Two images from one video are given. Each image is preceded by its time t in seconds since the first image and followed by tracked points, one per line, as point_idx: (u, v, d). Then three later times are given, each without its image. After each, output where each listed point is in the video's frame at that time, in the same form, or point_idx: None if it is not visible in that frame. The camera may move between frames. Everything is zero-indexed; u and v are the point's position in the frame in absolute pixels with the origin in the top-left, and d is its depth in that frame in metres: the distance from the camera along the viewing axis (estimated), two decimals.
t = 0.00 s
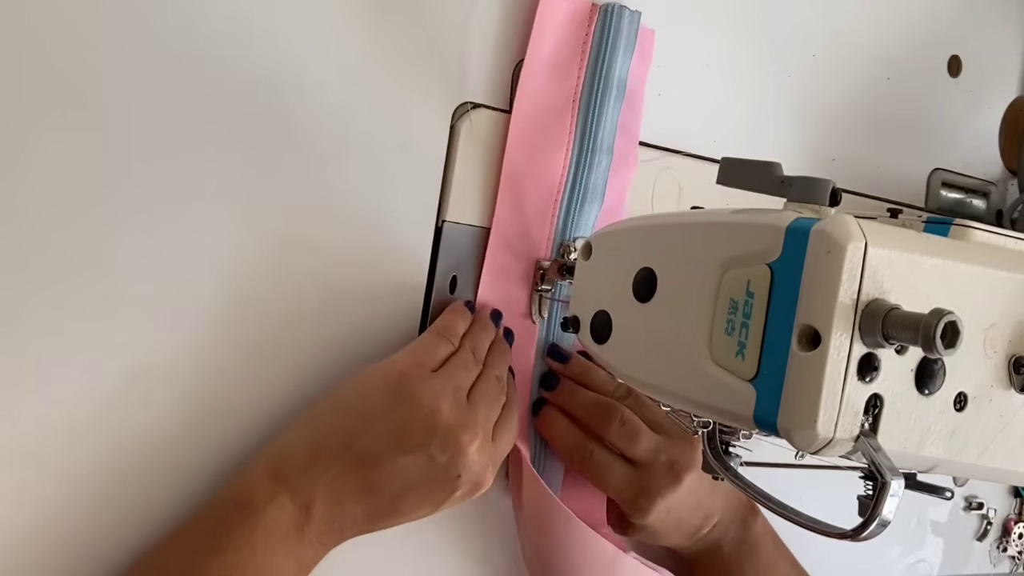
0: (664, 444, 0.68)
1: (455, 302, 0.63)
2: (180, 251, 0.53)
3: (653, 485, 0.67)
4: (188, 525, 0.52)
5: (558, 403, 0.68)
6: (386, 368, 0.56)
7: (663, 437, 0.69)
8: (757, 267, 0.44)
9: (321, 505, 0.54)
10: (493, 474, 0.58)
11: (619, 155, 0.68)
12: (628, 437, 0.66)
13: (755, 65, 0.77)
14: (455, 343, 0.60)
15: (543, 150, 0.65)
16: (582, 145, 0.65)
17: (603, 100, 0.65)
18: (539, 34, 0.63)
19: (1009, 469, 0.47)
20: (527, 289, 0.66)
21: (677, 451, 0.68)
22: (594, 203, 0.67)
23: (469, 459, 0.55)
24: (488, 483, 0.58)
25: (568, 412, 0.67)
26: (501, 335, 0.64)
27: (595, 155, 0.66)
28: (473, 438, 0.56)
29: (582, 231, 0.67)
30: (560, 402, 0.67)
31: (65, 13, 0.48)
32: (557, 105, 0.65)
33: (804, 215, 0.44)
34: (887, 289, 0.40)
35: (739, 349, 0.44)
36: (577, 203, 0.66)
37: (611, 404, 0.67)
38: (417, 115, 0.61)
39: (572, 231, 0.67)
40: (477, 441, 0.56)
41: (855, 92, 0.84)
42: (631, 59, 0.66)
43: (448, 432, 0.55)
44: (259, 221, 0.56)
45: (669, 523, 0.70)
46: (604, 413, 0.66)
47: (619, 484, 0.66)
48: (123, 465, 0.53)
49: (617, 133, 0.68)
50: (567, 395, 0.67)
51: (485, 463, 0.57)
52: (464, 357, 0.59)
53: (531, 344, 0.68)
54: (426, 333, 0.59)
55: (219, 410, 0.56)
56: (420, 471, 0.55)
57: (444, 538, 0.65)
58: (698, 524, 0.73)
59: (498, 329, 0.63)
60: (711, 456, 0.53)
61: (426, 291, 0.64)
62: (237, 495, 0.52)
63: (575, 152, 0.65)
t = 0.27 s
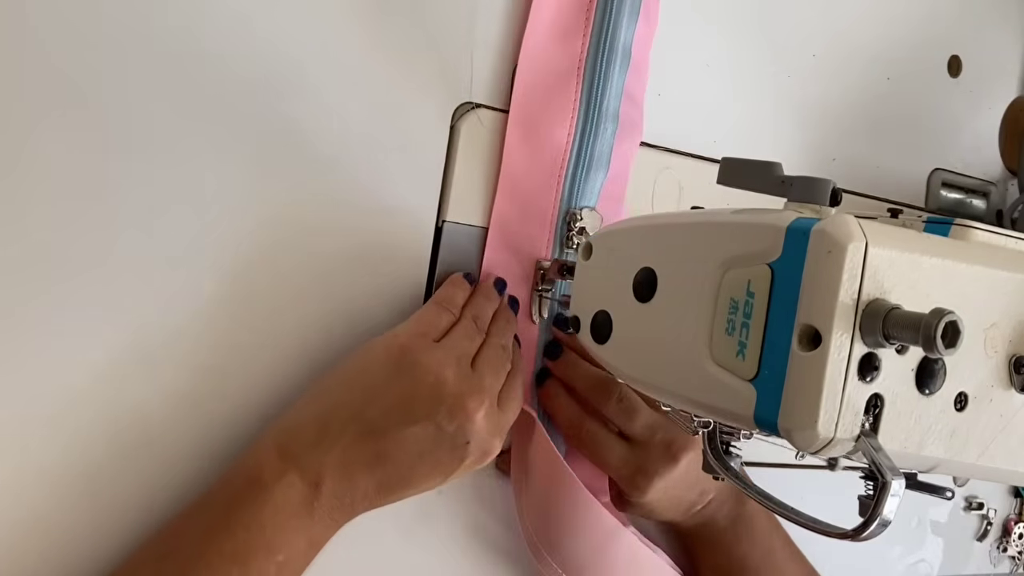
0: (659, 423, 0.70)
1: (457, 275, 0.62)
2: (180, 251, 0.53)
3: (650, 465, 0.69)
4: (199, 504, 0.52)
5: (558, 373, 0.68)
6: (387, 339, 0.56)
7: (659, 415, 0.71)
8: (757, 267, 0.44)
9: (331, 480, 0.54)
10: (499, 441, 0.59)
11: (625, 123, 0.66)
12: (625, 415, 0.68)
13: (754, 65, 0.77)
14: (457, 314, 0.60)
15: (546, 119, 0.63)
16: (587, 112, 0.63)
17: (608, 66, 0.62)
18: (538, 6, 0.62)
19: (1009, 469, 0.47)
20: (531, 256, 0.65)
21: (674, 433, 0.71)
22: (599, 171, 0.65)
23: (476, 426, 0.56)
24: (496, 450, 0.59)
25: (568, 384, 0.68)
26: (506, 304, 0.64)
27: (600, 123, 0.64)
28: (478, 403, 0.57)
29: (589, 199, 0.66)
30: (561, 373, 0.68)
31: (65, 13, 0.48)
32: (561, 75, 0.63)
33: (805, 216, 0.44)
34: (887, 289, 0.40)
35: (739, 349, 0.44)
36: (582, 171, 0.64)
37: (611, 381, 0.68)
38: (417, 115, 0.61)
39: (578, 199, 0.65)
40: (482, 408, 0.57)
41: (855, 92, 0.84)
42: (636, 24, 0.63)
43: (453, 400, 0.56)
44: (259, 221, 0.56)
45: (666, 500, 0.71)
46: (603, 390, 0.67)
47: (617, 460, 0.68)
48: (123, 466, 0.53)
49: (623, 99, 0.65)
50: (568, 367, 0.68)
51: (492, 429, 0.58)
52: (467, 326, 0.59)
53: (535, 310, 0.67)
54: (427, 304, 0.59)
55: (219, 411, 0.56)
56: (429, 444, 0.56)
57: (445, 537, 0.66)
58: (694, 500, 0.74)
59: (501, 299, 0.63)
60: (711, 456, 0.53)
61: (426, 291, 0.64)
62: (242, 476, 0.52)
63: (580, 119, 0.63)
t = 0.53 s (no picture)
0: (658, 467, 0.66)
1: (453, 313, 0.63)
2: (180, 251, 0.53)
3: (646, 510, 0.66)
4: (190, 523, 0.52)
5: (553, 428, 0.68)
6: (384, 377, 0.56)
7: (657, 460, 0.66)
8: (757, 267, 0.44)
9: (324, 506, 0.54)
10: (490, 483, 0.58)
11: (625, 124, 0.67)
12: (621, 460, 0.65)
13: (755, 65, 0.77)
14: (454, 352, 0.60)
15: (547, 120, 0.63)
16: (588, 117, 0.64)
17: (609, 70, 0.63)
18: (539, 7, 0.62)
19: (1009, 469, 0.47)
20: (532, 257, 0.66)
21: (674, 475, 0.66)
22: (599, 172, 0.66)
23: (466, 469, 0.55)
24: (486, 491, 0.58)
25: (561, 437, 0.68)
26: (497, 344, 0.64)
27: (601, 124, 0.64)
28: (469, 446, 0.55)
29: (588, 200, 0.67)
30: (556, 428, 0.67)
31: (65, 13, 0.48)
32: (561, 77, 0.63)
33: (804, 215, 0.44)
34: (887, 289, 0.40)
35: (739, 349, 0.44)
36: (582, 172, 0.65)
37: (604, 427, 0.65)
38: (417, 114, 0.61)
39: (578, 200, 0.66)
40: (472, 450, 0.56)
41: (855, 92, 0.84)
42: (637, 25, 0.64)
43: (445, 440, 0.55)
44: (259, 221, 0.56)
45: (667, 538, 0.70)
46: (596, 438, 0.65)
47: (613, 510, 0.66)
48: (122, 465, 0.53)
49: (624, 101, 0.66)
50: (560, 420, 0.67)
51: (482, 472, 0.56)
52: (462, 365, 0.59)
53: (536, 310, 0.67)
54: (426, 341, 0.59)
55: (219, 411, 0.56)
56: (417, 481, 0.55)
57: (444, 537, 0.65)
58: (695, 536, 0.73)
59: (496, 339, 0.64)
60: (711, 456, 0.53)
61: (426, 290, 0.64)
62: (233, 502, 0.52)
63: (581, 122, 0.64)
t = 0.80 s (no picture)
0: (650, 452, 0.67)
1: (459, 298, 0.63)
2: (181, 251, 0.53)
3: (632, 492, 0.66)
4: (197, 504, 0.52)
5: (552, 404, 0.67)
6: (395, 365, 0.55)
7: (650, 445, 0.67)
8: (757, 267, 0.44)
9: (326, 496, 0.54)
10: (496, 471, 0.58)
11: (626, 123, 0.66)
12: (619, 440, 0.65)
13: (755, 65, 0.77)
14: (463, 339, 0.60)
15: (546, 119, 0.63)
16: (587, 114, 0.63)
17: (608, 68, 0.62)
18: (538, 6, 0.62)
19: (1009, 469, 0.47)
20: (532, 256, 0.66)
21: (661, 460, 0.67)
22: (599, 171, 0.65)
23: (473, 459, 0.55)
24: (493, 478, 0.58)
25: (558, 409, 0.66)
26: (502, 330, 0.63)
27: (601, 123, 0.64)
28: (478, 437, 0.56)
29: (588, 198, 0.66)
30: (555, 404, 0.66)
31: (64, 13, 0.48)
32: (560, 76, 0.63)
33: (805, 215, 0.44)
34: (887, 289, 0.40)
35: (739, 349, 0.44)
36: (582, 171, 0.65)
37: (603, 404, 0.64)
38: (417, 115, 0.61)
39: (577, 198, 0.66)
40: (482, 441, 0.56)
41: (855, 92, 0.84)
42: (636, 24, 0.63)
43: (455, 429, 0.55)
44: (259, 221, 0.56)
45: (652, 528, 0.70)
46: (596, 414, 0.64)
47: (601, 494, 0.66)
48: (123, 465, 0.53)
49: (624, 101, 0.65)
50: (559, 394, 0.66)
51: (489, 462, 0.57)
52: (471, 353, 0.59)
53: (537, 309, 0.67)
54: (435, 329, 0.59)
55: (219, 411, 0.56)
56: (426, 470, 0.55)
57: (445, 537, 0.66)
58: (687, 532, 0.73)
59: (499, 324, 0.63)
60: (711, 456, 0.53)
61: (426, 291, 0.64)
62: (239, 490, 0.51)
63: (581, 121, 0.63)
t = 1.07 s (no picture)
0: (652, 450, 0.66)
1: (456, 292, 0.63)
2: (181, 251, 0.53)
3: (633, 492, 0.65)
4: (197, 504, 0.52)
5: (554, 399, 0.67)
6: (388, 363, 0.55)
7: (651, 444, 0.66)
8: (757, 267, 0.44)
9: (321, 495, 0.53)
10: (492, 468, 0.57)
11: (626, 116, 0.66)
12: (623, 435, 0.64)
13: (755, 65, 0.77)
14: (456, 335, 0.59)
15: (547, 112, 0.63)
16: (588, 108, 0.63)
17: (609, 62, 0.63)
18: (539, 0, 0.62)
19: (1009, 469, 0.47)
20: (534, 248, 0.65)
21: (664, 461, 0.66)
22: (600, 163, 0.65)
23: (470, 454, 0.54)
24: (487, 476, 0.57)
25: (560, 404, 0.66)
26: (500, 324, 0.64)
27: (601, 116, 0.64)
28: (474, 432, 0.55)
29: (590, 190, 0.66)
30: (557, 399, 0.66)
31: (64, 13, 0.48)
32: (561, 70, 0.63)
33: (805, 215, 0.44)
34: (887, 289, 0.40)
35: (739, 349, 0.44)
36: (583, 163, 0.65)
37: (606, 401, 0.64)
38: (416, 115, 0.61)
39: (579, 190, 0.65)
40: (477, 437, 0.55)
41: (855, 92, 0.84)
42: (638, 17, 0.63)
43: (451, 425, 0.54)
44: (259, 221, 0.56)
45: (648, 533, 0.68)
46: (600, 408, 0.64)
47: (600, 491, 0.64)
48: (124, 464, 0.53)
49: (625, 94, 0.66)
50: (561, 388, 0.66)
51: (485, 457, 0.56)
52: (465, 348, 0.59)
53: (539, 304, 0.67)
54: (428, 325, 0.59)
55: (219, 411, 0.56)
56: (421, 466, 0.54)
57: (445, 539, 0.66)
58: (680, 540, 0.70)
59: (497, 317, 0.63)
60: (711, 456, 0.53)
61: (426, 291, 0.64)
62: (238, 488, 0.52)
63: (581, 113, 0.63)
